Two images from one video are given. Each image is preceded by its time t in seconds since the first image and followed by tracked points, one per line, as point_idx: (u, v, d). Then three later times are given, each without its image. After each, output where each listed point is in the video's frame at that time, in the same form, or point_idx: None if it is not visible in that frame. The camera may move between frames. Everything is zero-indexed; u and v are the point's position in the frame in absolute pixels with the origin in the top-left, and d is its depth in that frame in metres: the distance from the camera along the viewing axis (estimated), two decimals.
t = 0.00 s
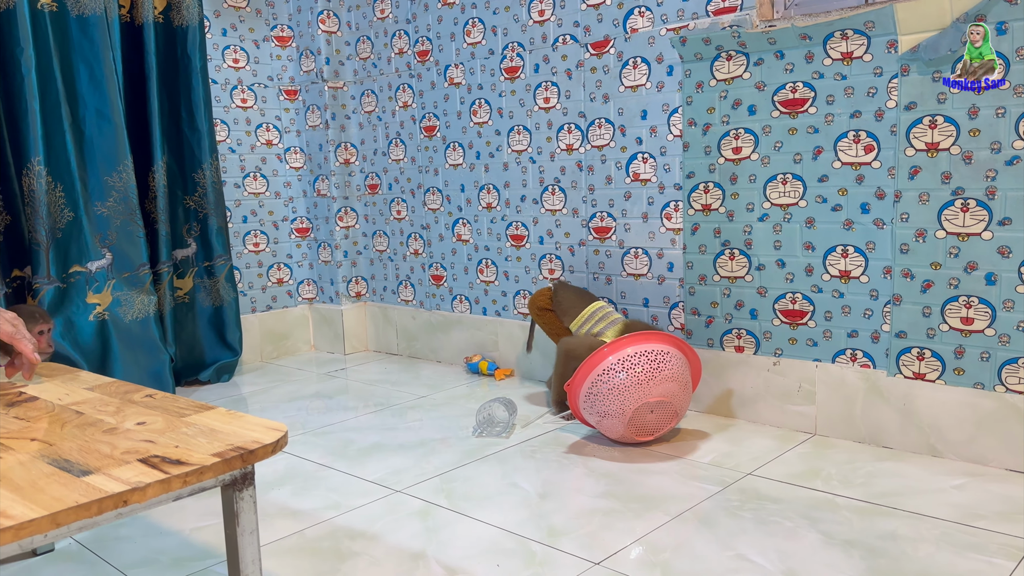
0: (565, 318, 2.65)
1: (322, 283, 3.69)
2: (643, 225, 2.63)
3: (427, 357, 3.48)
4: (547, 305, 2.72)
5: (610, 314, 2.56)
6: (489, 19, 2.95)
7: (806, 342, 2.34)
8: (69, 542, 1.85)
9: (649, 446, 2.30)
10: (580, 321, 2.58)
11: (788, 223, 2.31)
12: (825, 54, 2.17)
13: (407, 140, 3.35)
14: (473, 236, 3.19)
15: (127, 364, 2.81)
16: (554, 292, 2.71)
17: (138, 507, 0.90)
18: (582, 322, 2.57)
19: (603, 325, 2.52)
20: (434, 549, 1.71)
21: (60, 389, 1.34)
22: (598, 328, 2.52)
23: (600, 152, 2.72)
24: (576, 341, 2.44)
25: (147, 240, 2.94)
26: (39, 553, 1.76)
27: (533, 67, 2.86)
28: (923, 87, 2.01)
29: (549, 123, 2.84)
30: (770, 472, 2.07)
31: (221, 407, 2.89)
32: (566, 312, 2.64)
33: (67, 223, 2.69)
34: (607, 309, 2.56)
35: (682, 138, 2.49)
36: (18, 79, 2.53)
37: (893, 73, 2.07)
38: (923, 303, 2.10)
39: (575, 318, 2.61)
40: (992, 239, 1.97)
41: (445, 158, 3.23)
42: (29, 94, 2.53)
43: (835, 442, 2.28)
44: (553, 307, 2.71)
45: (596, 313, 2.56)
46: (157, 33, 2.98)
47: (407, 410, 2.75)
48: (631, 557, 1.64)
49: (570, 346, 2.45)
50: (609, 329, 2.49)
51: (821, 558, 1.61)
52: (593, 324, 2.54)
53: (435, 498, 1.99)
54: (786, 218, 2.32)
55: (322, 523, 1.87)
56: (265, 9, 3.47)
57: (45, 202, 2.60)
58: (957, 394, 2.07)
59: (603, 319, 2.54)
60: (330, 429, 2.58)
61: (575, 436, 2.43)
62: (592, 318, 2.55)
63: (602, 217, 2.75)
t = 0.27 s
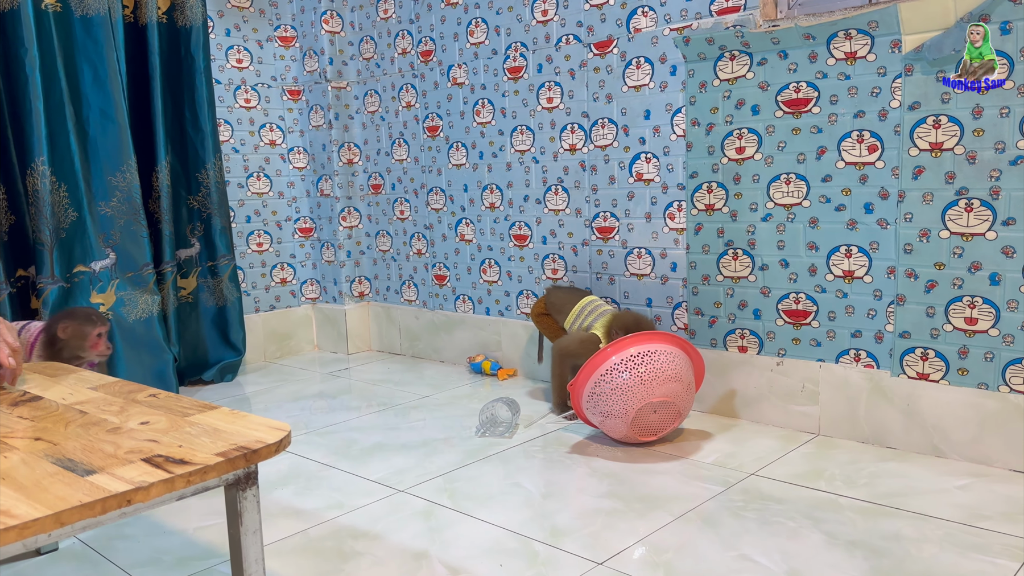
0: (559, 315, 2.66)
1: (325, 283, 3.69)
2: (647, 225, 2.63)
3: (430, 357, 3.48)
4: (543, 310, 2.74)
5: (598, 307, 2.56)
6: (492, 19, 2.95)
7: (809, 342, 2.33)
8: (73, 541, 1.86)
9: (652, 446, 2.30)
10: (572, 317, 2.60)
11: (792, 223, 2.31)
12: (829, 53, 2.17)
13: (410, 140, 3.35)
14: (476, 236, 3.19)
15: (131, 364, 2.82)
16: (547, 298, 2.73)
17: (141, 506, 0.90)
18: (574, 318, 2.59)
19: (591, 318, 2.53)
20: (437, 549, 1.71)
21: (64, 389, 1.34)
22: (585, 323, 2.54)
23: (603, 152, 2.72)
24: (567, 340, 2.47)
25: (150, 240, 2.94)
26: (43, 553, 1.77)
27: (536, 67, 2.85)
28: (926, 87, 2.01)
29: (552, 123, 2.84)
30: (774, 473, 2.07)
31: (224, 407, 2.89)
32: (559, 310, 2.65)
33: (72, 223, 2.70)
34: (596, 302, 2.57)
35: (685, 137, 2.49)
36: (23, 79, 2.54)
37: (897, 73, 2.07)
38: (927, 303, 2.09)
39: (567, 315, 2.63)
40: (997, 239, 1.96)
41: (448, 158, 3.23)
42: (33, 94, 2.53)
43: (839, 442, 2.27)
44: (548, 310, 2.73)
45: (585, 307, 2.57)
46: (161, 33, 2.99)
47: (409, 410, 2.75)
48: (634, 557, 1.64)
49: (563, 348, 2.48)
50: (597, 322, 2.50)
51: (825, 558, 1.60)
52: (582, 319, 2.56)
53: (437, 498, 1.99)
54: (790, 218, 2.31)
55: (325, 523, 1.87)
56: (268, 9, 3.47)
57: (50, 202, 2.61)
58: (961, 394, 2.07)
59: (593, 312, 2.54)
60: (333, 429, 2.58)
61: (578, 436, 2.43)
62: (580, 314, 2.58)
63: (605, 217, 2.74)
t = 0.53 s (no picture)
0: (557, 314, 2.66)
1: (327, 283, 3.69)
2: (649, 225, 2.63)
3: (433, 357, 3.48)
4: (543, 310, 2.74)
5: (593, 306, 2.56)
6: (495, 19, 2.96)
7: (812, 342, 2.33)
8: (77, 540, 1.86)
9: (654, 446, 2.30)
10: (570, 317, 2.60)
11: (794, 222, 2.31)
12: (832, 53, 2.16)
13: (412, 140, 3.36)
14: (478, 236, 3.20)
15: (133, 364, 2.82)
16: (544, 296, 2.72)
17: (144, 506, 0.91)
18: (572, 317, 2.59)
19: (586, 317, 2.53)
20: (439, 549, 1.71)
21: (67, 388, 1.35)
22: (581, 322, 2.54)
23: (605, 152, 2.72)
24: (561, 341, 2.48)
25: (154, 240, 2.95)
26: (46, 552, 1.77)
27: (539, 67, 2.85)
28: (929, 87, 2.01)
29: (555, 123, 2.84)
30: (776, 473, 2.06)
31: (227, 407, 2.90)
32: (556, 308, 2.65)
33: (75, 223, 2.70)
34: (592, 301, 2.56)
35: (688, 137, 2.48)
36: (26, 80, 2.54)
37: (900, 72, 2.06)
38: (930, 303, 2.09)
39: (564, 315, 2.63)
40: (1000, 239, 1.96)
41: (451, 158, 3.23)
42: (37, 94, 2.54)
43: (841, 442, 2.27)
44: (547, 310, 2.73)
45: (581, 307, 2.57)
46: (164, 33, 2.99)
47: (412, 410, 2.75)
48: (636, 557, 1.64)
49: (558, 348, 2.49)
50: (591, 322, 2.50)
51: (827, 558, 1.60)
52: (578, 317, 2.56)
53: (440, 498, 1.99)
54: (793, 218, 2.31)
55: (328, 522, 1.88)
56: (271, 9, 3.47)
57: (53, 202, 2.61)
58: (964, 394, 2.06)
59: (587, 312, 2.54)
60: (335, 428, 2.58)
61: (580, 436, 2.43)
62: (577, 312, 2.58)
63: (607, 217, 2.75)
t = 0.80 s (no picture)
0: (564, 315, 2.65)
1: (329, 283, 3.70)
2: (651, 225, 2.62)
3: (435, 357, 3.48)
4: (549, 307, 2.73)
5: (600, 315, 2.51)
6: (497, 19, 2.96)
7: (815, 342, 2.33)
8: (79, 539, 1.87)
9: (657, 446, 2.30)
10: (574, 322, 2.58)
11: (796, 222, 2.31)
12: (834, 53, 2.16)
13: (414, 140, 3.36)
14: (480, 236, 3.20)
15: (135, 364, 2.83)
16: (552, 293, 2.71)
17: (147, 505, 0.91)
18: (576, 323, 2.57)
19: (592, 327, 2.50)
20: (441, 549, 1.71)
21: (70, 388, 1.35)
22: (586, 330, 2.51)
23: (608, 152, 2.72)
24: (566, 345, 2.54)
25: (156, 240, 2.95)
26: (48, 552, 1.78)
27: (541, 67, 2.85)
28: (932, 87, 2.00)
29: (557, 123, 2.84)
30: (778, 473, 2.06)
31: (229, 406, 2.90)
32: (563, 310, 2.64)
33: (78, 223, 2.71)
34: (599, 309, 2.51)
35: (690, 137, 2.48)
36: (28, 80, 2.55)
37: (902, 72, 2.06)
38: (932, 303, 2.09)
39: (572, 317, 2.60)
40: (1002, 239, 1.95)
41: (453, 158, 3.23)
42: (39, 94, 2.54)
43: (844, 443, 2.27)
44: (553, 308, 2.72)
45: (585, 314, 2.54)
46: (166, 33, 2.99)
47: (414, 410, 2.75)
48: (638, 558, 1.63)
49: (562, 350, 2.55)
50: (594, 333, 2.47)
51: (829, 559, 1.60)
52: (583, 325, 2.53)
53: (442, 498, 1.99)
54: (795, 218, 2.31)
55: (330, 522, 1.88)
56: (273, 9, 3.47)
57: (55, 202, 2.62)
58: (967, 395, 2.06)
59: (591, 320, 2.51)
60: (337, 428, 2.58)
61: (582, 436, 2.43)
62: (582, 319, 2.55)
63: (609, 217, 2.74)
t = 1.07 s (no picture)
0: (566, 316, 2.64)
1: (331, 283, 3.70)
2: (653, 225, 2.62)
3: (436, 357, 3.48)
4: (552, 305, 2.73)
5: (600, 319, 2.50)
6: (498, 19, 2.96)
7: (816, 342, 2.33)
8: (81, 539, 1.87)
9: (658, 446, 2.30)
10: (575, 325, 2.57)
11: (798, 222, 2.30)
12: (836, 53, 2.16)
13: (416, 140, 3.36)
14: (482, 236, 3.20)
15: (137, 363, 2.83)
16: (556, 292, 2.71)
17: (149, 505, 0.91)
18: (576, 327, 2.56)
19: (592, 332, 2.49)
20: (442, 549, 1.71)
21: (72, 387, 1.35)
22: (586, 334, 2.51)
23: (609, 151, 2.72)
24: (567, 346, 2.57)
25: (158, 240, 2.96)
26: (51, 551, 1.78)
27: (542, 67, 2.85)
28: (934, 87, 2.00)
29: (558, 123, 2.84)
30: (780, 473, 2.06)
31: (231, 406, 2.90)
32: (566, 311, 2.63)
33: (79, 223, 2.71)
34: (599, 314, 2.51)
35: (691, 137, 2.48)
36: (30, 80, 2.55)
37: (904, 72, 2.06)
38: (934, 303, 2.09)
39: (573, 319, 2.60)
40: (1004, 239, 1.95)
41: (454, 158, 3.23)
42: (41, 94, 2.54)
43: (845, 443, 2.27)
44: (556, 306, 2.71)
45: (586, 318, 2.53)
46: (168, 33, 3.00)
47: (416, 409, 2.76)
48: (640, 558, 1.63)
49: (562, 351, 2.58)
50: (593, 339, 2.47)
51: (831, 559, 1.60)
52: (584, 329, 2.52)
53: (443, 497, 1.99)
54: (797, 218, 2.31)
55: (332, 521, 1.88)
56: (275, 9, 3.48)
57: (57, 202, 2.63)
58: (968, 395, 2.06)
59: (591, 324, 2.51)
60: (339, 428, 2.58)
61: (584, 436, 2.43)
62: (582, 322, 2.54)
63: (611, 217, 2.74)
